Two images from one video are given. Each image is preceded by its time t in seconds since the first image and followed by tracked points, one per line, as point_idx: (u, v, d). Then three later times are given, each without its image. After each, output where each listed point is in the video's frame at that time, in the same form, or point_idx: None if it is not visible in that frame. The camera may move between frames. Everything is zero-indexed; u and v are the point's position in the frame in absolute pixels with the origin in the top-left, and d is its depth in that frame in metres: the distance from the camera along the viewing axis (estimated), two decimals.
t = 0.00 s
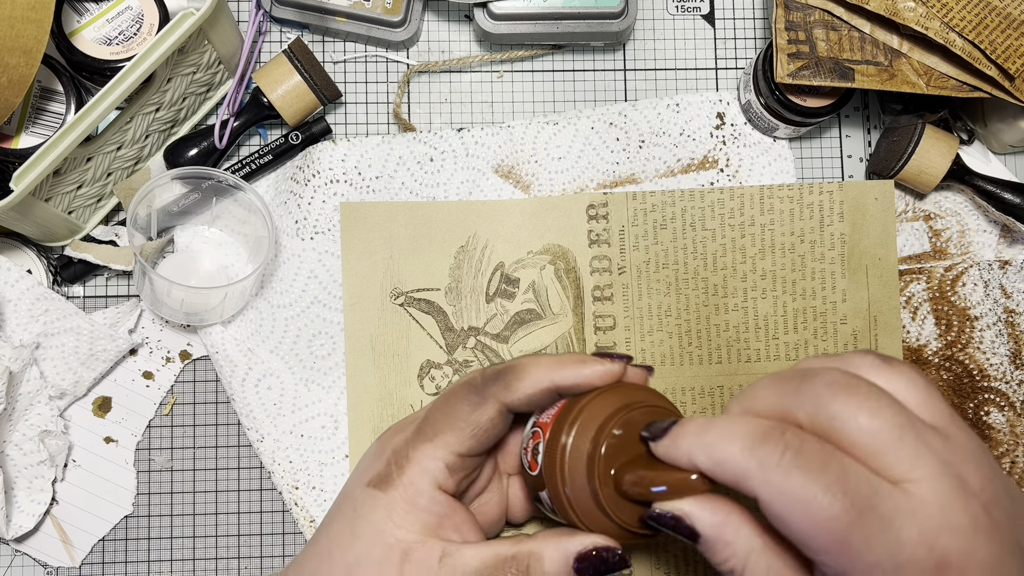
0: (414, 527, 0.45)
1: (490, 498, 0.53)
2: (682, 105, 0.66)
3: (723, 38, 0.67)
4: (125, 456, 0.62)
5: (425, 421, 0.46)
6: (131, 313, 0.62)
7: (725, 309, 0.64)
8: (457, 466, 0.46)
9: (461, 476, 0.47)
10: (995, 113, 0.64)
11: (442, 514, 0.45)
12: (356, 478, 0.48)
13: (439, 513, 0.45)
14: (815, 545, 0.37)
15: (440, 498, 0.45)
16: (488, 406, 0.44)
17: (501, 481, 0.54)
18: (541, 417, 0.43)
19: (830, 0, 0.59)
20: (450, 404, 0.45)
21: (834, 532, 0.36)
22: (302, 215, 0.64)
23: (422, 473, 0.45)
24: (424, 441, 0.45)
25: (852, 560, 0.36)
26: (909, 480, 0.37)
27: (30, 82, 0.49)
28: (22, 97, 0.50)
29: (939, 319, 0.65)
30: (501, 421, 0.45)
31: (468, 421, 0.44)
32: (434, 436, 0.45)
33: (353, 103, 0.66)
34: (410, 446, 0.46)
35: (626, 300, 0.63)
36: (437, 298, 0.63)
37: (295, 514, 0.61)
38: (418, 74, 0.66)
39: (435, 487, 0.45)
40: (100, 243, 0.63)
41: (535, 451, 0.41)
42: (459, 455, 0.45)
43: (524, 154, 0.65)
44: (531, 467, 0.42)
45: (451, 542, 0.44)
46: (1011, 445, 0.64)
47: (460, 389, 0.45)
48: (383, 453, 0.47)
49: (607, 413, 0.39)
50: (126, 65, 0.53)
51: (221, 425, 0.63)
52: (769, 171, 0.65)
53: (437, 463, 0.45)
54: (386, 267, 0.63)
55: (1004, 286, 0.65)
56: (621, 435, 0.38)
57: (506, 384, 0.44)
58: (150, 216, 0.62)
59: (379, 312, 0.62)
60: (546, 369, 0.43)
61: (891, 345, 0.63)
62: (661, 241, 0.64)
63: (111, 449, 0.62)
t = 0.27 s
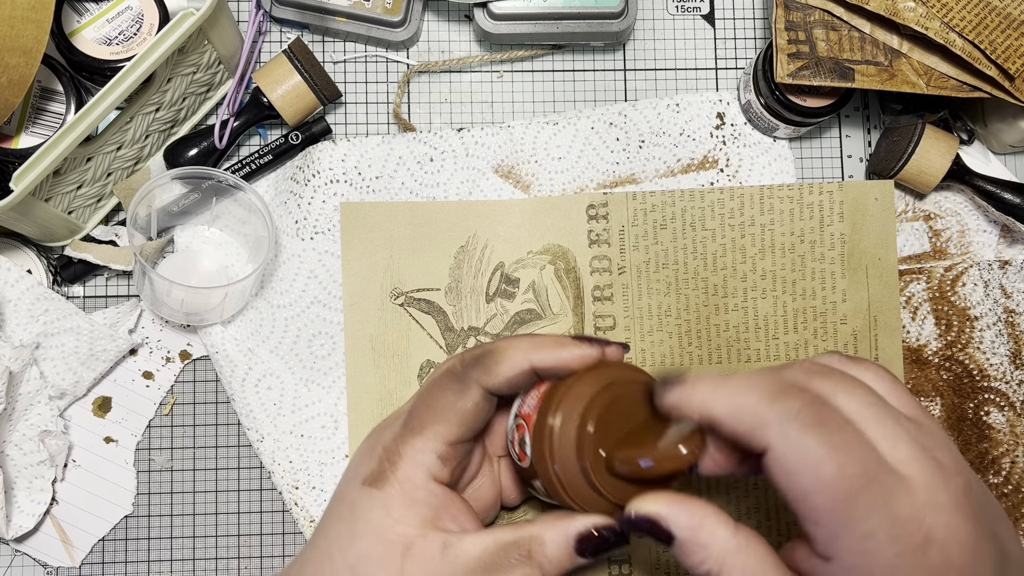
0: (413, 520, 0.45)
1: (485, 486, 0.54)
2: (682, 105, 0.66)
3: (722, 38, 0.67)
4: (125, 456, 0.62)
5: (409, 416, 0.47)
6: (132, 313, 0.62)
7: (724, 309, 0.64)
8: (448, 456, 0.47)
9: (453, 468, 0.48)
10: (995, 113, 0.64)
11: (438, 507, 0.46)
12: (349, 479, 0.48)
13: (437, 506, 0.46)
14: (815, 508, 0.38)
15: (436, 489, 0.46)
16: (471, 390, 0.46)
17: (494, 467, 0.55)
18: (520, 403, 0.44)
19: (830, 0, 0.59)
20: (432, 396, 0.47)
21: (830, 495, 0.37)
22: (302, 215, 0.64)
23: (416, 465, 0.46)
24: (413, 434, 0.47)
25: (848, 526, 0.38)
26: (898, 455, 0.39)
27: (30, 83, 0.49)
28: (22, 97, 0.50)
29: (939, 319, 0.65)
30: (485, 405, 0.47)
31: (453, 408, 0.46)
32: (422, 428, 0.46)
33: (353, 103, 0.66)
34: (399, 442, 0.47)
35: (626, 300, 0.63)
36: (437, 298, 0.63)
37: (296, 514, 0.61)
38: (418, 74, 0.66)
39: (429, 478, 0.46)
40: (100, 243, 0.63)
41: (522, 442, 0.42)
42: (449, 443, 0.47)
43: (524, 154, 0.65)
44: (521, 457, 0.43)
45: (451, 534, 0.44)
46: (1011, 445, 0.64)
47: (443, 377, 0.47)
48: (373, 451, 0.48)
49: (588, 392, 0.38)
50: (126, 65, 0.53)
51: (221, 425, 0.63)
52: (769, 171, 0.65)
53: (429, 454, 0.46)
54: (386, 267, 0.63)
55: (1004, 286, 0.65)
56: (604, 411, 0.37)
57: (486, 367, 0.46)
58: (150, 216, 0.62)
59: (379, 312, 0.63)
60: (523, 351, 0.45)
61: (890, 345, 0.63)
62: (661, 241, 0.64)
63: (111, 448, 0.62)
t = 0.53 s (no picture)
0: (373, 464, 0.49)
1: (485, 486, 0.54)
2: (682, 105, 0.66)
3: (723, 38, 0.67)
4: (125, 456, 0.62)
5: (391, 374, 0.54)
6: (132, 313, 0.62)
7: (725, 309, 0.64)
8: (417, 408, 0.52)
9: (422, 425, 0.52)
10: (995, 113, 0.64)
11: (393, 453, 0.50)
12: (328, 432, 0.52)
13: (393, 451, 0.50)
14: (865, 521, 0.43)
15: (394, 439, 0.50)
16: (446, 344, 0.51)
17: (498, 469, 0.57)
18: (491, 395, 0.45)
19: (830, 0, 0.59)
20: (414, 353, 0.53)
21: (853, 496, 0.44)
22: (302, 215, 0.64)
23: (383, 410, 0.51)
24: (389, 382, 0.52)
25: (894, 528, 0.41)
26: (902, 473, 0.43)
27: (30, 83, 0.49)
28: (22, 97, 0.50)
29: (939, 319, 0.65)
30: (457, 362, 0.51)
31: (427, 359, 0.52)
32: (399, 377, 0.52)
33: (353, 103, 0.66)
34: (375, 392, 0.53)
35: (626, 300, 0.63)
36: (437, 298, 0.63)
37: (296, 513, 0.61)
38: (418, 73, 0.66)
39: (390, 426, 0.51)
40: (100, 243, 0.63)
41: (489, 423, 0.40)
42: (416, 394, 0.52)
43: (524, 154, 0.65)
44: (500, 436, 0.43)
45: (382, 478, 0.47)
46: (1011, 445, 0.64)
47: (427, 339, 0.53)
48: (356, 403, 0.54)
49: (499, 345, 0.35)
50: (126, 65, 0.53)
51: (221, 426, 0.63)
52: (770, 171, 0.65)
53: (396, 402, 0.51)
54: (386, 268, 0.63)
55: (1004, 286, 0.65)
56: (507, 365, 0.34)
57: (461, 324, 0.51)
58: (150, 216, 0.62)
59: (379, 312, 0.63)
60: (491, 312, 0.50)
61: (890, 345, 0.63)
62: (661, 241, 0.64)
63: (111, 448, 0.62)
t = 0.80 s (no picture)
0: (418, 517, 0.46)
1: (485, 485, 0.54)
2: (682, 105, 0.65)
3: (723, 38, 0.67)
4: (125, 456, 0.62)
5: (428, 415, 0.48)
6: (131, 313, 0.62)
7: (725, 309, 0.63)
8: (463, 459, 0.47)
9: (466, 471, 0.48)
10: (996, 113, 0.64)
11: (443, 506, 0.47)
12: (360, 475, 0.49)
13: (437, 505, 0.47)
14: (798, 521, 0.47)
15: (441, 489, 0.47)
16: (492, 394, 0.46)
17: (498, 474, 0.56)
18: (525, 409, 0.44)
19: None
20: (454, 398, 0.47)
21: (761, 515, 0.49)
22: (302, 215, 0.64)
23: (425, 464, 0.47)
24: (429, 430, 0.47)
25: (818, 532, 0.46)
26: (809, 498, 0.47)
27: (30, 82, 0.49)
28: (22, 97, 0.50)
29: (939, 319, 0.65)
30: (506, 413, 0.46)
31: (474, 412, 0.46)
32: (439, 425, 0.47)
33: (353, 103, 0.66)
34: (414, 438, 0.48)
35: (626, 300, 0.63)
36: (437, 298, 0.63)
37: (295, 514, 0.61)
38: (417, 73, 0.66)
39: (436, 477, 0.47)
40: (100, 243, 0.63)
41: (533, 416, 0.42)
42: (461, 447, 0.47)
43: (524, 154, 0.65)
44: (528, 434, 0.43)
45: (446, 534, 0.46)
46: (1011, 445, 0.64)
47: (466, 381, 0.47)
48: (388, 448, 0.49)
49: (594, 373, 0.39)
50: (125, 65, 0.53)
51: (221, 426, 0.63)
52: (770, 171, 0.65)
53: (442, 455, 0.47)
54: (386, 268, 0.63)
55: (1005, 286, 0.65)
56: (604, 393, 0.38)
57: (507, 372, 0.45)
58: (150, 216, 0.62)
59: (379, 312, 0.62)
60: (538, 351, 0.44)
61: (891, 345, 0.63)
62: (661, 241, 0.64)
63: (111, 448, 0.62)
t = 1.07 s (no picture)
0: (409, 521, 0.46)
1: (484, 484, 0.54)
2: (682, 105, 0.65)
3: (723, 38, 0.67)
4: (125, 456, 0.62)
5: (403, 416, 0.49)
6: (131, 313, 0.62)
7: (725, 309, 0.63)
8: (446, 451, 0.48)
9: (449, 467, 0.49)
10: (995, 113, 0.64)
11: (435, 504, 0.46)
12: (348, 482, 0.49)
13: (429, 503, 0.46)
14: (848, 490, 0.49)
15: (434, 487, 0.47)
16: (461, 379, 0.49)
17: (492, 464, 0.55)
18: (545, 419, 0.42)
19: None
20: (426, 391, 0.49)
21: (804, 489, 0.51)
22: (302, 215, 0.64)
23: (411, 464, 0.47)
24: (406, 431, 0.48)
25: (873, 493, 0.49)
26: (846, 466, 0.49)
27: (30, 83, 0.49)
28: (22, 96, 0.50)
29: (939, 319, 0.65)
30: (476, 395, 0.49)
31: (446, 400, 0.48)
32: (416, 423, 0.48)
33: (353, 103, 0.65)
34: (394, 441, 0.48)
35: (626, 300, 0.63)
36: (437, 298, 0.63)
37: (295, 514, 0.61)
38: (417, 73, 0.66)
39: (426, 474, 0.47)
40: (99, 243, 0.63)
41: (569, 453, 0.40)
42: (443, 436, 0.48)
43: (524, 154, 0.65)
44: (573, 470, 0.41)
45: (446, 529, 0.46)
46: (1011, 445, 0.64)
47: (431, 376, 0.50)
48: (369, 453, 0.49)
49: (621, 351, 0.38)
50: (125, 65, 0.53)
51: (221, 427, 0.63)
52: (770, 171, 0.65)
53: (425, 450, 0.47)
54: (386, 268, 0.63)
55: (1005, 286, 0.65)
56: (639, 380, 0.37)
57: (475, 358, 0.49)
58: (150, 216, 0.62)
59: (378, 312, 0.62)
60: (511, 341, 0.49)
61: (890, 345, 0.63)
62: (661, 241, 0.64)
63: (111, 448, 0.62)
